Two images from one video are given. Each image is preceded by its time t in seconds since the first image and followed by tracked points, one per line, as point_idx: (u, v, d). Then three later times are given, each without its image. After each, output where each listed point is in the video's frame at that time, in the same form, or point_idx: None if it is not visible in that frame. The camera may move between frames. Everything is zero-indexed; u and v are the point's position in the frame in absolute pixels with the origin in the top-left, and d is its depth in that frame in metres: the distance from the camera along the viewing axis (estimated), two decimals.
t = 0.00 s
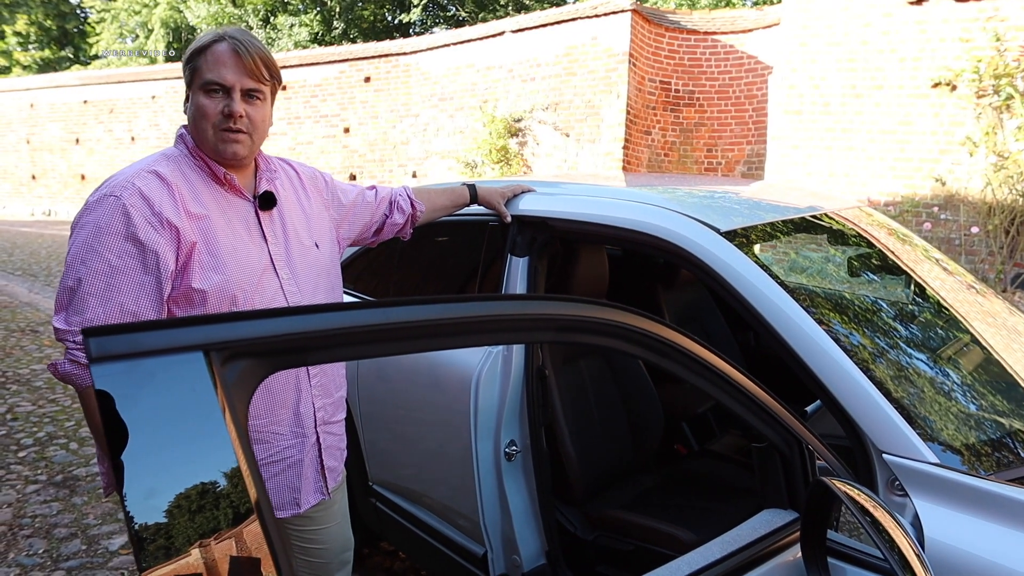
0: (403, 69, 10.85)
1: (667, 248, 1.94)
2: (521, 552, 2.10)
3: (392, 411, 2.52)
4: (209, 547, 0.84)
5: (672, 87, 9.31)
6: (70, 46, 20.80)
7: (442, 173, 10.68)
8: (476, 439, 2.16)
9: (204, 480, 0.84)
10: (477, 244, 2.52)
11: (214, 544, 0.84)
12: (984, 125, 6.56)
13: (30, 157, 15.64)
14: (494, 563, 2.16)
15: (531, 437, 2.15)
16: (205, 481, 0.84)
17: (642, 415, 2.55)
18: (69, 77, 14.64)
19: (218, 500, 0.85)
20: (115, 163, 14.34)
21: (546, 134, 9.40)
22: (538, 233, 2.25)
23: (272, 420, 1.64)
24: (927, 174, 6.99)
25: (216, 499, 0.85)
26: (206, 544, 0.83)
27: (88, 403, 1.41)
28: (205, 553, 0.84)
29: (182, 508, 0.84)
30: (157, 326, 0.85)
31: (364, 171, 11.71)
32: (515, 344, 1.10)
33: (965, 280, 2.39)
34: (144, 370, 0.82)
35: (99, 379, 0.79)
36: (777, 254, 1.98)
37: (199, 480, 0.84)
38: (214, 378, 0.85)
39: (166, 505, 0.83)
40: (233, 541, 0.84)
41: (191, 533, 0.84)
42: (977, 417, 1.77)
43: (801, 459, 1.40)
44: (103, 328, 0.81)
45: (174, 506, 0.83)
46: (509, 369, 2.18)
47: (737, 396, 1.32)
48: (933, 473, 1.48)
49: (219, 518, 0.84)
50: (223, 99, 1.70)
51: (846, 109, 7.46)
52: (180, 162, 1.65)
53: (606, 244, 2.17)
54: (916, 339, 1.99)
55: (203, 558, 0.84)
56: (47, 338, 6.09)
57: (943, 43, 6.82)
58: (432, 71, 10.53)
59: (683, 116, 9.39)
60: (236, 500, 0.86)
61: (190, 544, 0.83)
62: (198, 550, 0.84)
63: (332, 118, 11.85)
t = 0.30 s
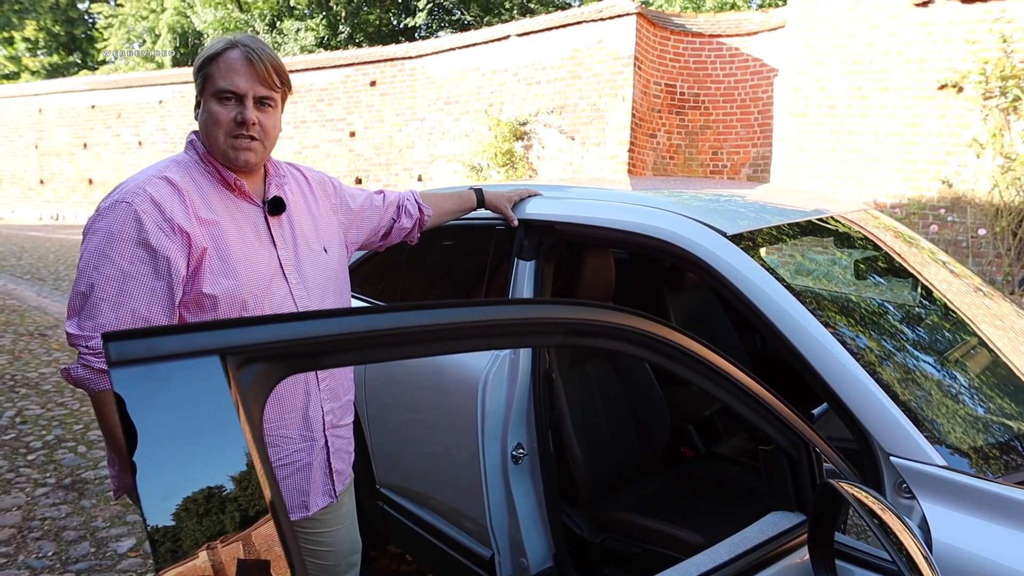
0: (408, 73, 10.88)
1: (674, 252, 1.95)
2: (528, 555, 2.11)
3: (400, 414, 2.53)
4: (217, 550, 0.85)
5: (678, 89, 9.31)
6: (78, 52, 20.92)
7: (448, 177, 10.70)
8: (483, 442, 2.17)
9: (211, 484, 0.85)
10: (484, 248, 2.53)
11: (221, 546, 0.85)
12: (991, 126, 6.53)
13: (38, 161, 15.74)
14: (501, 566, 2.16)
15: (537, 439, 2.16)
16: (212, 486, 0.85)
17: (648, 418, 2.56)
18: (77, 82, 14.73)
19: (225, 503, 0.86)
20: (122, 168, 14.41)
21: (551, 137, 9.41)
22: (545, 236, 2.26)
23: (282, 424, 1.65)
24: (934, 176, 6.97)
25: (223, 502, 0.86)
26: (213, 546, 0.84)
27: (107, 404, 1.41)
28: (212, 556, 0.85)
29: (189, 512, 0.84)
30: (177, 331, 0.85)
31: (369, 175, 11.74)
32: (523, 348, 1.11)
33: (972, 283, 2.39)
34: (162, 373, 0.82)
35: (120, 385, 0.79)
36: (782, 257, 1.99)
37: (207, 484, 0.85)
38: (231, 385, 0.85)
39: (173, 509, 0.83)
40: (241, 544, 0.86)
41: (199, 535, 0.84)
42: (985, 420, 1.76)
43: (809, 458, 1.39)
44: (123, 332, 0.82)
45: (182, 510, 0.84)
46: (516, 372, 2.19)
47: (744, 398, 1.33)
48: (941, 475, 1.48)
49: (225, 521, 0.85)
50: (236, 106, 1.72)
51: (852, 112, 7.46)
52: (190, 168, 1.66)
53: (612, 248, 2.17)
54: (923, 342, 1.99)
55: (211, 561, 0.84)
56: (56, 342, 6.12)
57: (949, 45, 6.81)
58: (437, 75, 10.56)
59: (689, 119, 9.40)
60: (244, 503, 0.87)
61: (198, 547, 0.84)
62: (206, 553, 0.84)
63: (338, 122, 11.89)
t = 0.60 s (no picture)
0: (398, 62, 10.83)
1: (665, 240, 1.96)
2: (520, 542, 2.12)
3: (392, 403, 2.53)
4: (208, 537, 0.84)
5: (669, 80, 9.30)
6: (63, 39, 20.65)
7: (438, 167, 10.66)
8: (475, 430, 2.18)
9: (200, 474, 0.83)
10: (476, 237, 2.53)
11: (213, 534, 0.84)
12: (979, 118, 6.57)
13: (23, 151, 15.58)
14: (493, 552, 2.18)
15: (529, 427, 2.17)
16: (202, 475, 0.83)
17: (639, 406, 2.58)
18: (62, 70, 14.56)
19: (216, 492, 0.84)
20: (109, 157, 14.29)
21: (541, 128, 9.39)
22: (537, 225, 2.27)
23: (276, 412, 1.66)
24: (922, 167, 7.01)
25: (213, 492, 0.83)
26: (205, 534, 0.84)
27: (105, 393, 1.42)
28: (204, 544, 0.84)
29: (180, 501, 0.82)
30: (174, 316, 0.85)
31: (360, 165, 11.70)
32: (517, 334, 1.11)
33: (960, 273, 2.41)
34: (160, 358, 0.82)
35: (115, 371, 0.79)
36: (772, 247, 2.00)
37: (196, 474, 0.82)
38: (227, 368, 0.85)
39: (163, 497, 0.81)
40: (233, 532, 0.85)
41: (191, 524, 0.83)
42: (971, 407, 1.79)
43: (798, 447, 1.41)
44: (119, 318, 0.82)
45: (172, 499, 0.81)
46: (508, 360, 2.20)
47: (734, 383, 1.34)
48: (926, 460, 1.51)
49: (216, 510, 0.83)
50: (259, 103, 1.69)
51: (842, 103, 7.49)
52: (180, 156, 1.65)
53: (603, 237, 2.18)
54: (911, 331, 2.01)
55: (202, 549, 0.84)
56: (43, 333, 6.08)
57: (938, 36, 6.83)
58: (427, 65, 10.52)
59: (679, 109, 9.41)
60: (235, 492, 0.85)
61: (189, 535, 0.83)
62: (197, 541, 0.84)
63: (328, 112, 11.83)
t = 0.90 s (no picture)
0: (397, 53, 10.80)
1: (668, 230, 1.96)
2: (522, 531, 2.13)
3: (395, 393, 2.54)
4: (211, 526, 0.83)
5: (669, 71, 9.25)
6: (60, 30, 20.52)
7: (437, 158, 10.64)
8: (478, 419, 2.18)
9: (201, 463, 0.82)
10: (477, 228, 2.53)
11: (215, 523, 0.84)
12: (979, 110, 6.53)
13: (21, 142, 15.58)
14: (496, 542, 2.18)
15: (531, 416, 2.18)
16: (203, 465, 0.82)
17: (640, 396, 2.58)
18: (60, 61, 14.50)
19: (217, 482, 0.83)
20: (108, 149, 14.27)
21: (541, 119, 9.37)
22: (540, 215, 2.27)
23: (282, 401, 1.66)
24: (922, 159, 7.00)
25: (214, 482, 0.83)
26: (208, 523, 0.83)
27: (114, 380, 1.43)
28: (206, 533, 0.83)
29: (183, 490, 0.81)
30: (185, 301, 0.85)
31: (359, 156, 11.68)
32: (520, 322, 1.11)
33: (961, 263, 2.41)
34: (172, 342, 0.82)
35: (127, 354, 0.79)
36: (774, 237, 1.99)
37: (198, 463, 0.82)
38: (240, 354, 0.85)
39: (168, 484, 0.80)
40: (234, 521, 0.84)
41: (193, 513, 0.82)
42: (972, 397, 1.79)
43: (802, 436, 1.42)
44: (131, 302, 0.83)
45: (176, 487, 0.81)
46: (511, 350, 2.20)
47: (740, 371, 1.34)
48: (930, 449, 1.51)
49: (218, 499, 0.83)
50: (292, 105, 1.71)
51: (842, 94, 7.49)
52: (186, 145, 1.65)
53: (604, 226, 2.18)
54: (913, 321, 2.01)
55: (204, 537, 0.83)
56: (44, 324, 6.09)
57: (939, 27, 6.81)
58: (427, 56, 10.48)
59: (679, 100, 9.38)
60: (235, 483, 0.84)
61: (191, 524, 0.82)
62: (200, 530, 0.83)
63: (327, 103, 11.80)
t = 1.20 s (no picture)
0: (400, 55, 10.80)
1: (672, 231, 1.95)
2: (527, 532, 2.13)
3: (399, 395, 2.54)
4: (215, 529, 0.84)
5: (672, 71, 9.25)
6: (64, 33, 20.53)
7: (440, 159, 10.64)
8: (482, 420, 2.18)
9: (205, 466, 0.82)
10: (481, 228, 2.53)
11: (219, 526, 0.84)
12: (984, 109, 6.51)
13: (25, 145, 15.62)
14: (500, 544, 2.18)
15: (536, 418, 2.18)
16: (207, 467, 0.82)
17: (645, 397, 2.58)
18: (64, 63, 14.52)
19: (221, 485, 0.83)
20: (112, 151, 14.29)
21: (544, 120, 9.37)
22: (544, 216, 2.27)
23: (288, 402, 1.66)
24: (926, 158, 6.98)
25: (219, 484, 0.83)
26: (212, 526, 0.83)
27: (124, 381, 1.42)
28: (211, 535, 0.84)
29: (188, 492, 0.81)
30: (192, 304, 0.85)
31: (362, 158, 11.69)
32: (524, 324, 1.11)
33: (966, 262, 2.41)
34: (180, 345, 0.82)
35: (134, 357, 0.79)
36: (778, 237, 1.99)
37: (202, 465, 0.82)
38: (247, 355, 0.85)
39: (174, 486, 0.80)
40: (238, 523, 0.84)
41: (198, 515, 0.82)
42: (978, 396, 1.78)
43: (808, 435, 1.41)
44: (138, 305, 0.82)
45: (182, 489, 0.81)
46: (515, 352, 2.20)
47: (745, 371, 1.34)
48: (937, 449, 1.51)
49: (223, 502, 0.83)
50: (302, 110, 1.72)
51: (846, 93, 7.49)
52: (193, 145, 1.65)
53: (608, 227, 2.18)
54: (917, 320, 2.00)
55: (209, 540, 0.83)
56: (48, 326, 6.10)
57: (944, 26, 6.79)
58: (429, 57, 10.49)
59: (682, 101, 9.36)
60: (239, 485, 0.84)
61: (196, 527, 0.82)
62: (204, 532, 0.83)
63: (330, 105, 11.81)
